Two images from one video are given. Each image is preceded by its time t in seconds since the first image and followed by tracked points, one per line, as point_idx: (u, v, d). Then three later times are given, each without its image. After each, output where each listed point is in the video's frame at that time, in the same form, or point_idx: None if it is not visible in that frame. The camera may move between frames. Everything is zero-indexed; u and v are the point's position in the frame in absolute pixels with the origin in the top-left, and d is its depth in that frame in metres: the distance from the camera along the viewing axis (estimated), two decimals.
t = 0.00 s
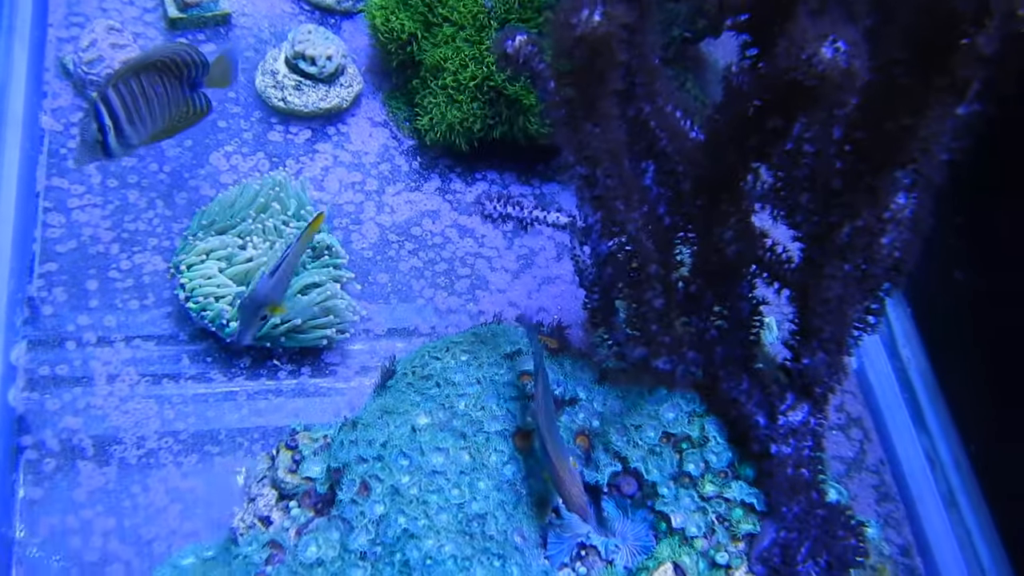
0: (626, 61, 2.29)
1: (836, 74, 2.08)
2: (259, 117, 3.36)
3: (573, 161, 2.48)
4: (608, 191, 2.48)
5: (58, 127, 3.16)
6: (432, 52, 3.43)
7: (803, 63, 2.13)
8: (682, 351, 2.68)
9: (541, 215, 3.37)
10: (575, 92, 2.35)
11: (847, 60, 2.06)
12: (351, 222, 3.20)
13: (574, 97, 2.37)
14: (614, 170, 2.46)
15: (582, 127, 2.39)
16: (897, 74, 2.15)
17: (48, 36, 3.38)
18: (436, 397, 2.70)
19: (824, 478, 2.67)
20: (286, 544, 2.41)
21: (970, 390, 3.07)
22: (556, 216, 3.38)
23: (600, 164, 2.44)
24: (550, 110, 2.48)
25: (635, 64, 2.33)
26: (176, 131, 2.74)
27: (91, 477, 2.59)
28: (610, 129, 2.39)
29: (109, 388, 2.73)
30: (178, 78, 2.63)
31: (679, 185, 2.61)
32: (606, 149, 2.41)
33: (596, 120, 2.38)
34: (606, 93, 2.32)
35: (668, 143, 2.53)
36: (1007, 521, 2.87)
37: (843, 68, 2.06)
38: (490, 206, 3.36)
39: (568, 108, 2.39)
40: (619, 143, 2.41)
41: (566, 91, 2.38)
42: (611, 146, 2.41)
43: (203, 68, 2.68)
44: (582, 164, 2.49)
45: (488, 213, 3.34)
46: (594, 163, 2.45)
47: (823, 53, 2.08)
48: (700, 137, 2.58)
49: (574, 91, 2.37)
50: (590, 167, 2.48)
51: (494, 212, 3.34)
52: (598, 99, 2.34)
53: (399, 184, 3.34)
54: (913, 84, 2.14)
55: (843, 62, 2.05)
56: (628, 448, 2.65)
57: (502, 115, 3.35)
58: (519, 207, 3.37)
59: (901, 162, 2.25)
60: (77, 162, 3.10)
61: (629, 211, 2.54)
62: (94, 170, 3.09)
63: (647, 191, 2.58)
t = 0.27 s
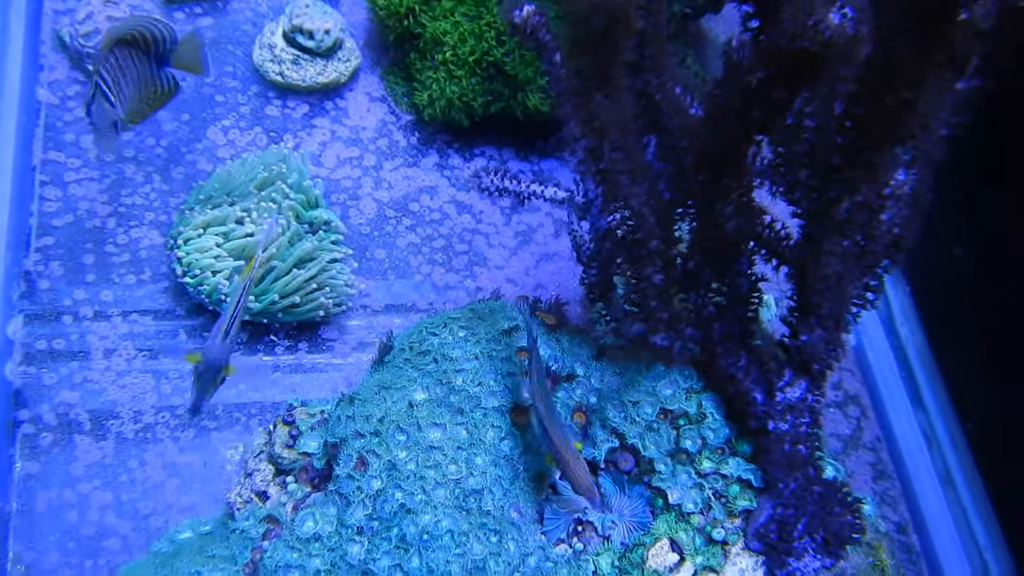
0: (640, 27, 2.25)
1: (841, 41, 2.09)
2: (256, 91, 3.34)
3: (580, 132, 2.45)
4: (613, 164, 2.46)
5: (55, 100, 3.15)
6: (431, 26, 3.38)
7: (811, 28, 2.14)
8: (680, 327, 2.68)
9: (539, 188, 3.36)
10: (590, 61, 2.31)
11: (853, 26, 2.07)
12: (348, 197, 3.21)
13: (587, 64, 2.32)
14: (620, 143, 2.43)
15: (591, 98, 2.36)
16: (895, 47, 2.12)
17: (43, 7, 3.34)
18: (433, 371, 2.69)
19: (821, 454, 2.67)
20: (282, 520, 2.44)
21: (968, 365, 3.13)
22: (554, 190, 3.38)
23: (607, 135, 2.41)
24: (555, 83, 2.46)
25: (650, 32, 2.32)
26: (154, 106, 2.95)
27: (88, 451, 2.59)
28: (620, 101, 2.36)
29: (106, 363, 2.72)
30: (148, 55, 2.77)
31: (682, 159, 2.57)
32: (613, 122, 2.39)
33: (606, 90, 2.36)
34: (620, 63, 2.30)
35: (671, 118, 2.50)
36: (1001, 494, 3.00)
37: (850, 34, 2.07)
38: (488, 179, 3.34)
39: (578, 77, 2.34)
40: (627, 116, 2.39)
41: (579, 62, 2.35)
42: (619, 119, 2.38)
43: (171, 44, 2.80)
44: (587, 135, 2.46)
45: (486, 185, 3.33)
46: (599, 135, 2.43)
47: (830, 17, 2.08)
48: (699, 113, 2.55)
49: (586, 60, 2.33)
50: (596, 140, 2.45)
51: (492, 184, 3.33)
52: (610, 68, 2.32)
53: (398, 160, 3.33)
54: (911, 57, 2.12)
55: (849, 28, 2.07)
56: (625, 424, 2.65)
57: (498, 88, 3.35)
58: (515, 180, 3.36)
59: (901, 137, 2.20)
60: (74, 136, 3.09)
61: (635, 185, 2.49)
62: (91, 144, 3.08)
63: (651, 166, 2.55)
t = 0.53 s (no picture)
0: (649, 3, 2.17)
1: (837, 20, 2.11)
2: (253, 77, 3.33)
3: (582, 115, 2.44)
4: (614, 149, 2.48)
5: (51, 85, 3.14)
6: (428, 13, 3.39)
7: (807, 9, 2.19)
8: (677, 313, 2.67)
9: (535, 173, 3.39)
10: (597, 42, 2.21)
11: (849, 8, 2.09)
12: (346, 182, 3.21)
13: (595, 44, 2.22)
14: (623, 126, 2.42)
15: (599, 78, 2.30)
16: (886, 33, 2.01)
17: None
18: (430, 357, 2.69)
19: (818, 441, 2.67)
20: (280, 505, 2.46)
21: (966, 356, 3.16)
22: (552, 175, 3.39)
23: (610, 118, 2.40)
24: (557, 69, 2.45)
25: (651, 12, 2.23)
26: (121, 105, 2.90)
27: (86, 436, 2.60)
28: (622, 83, 2.31)
29: (103, 348, 2.72)
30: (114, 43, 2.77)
31: (682, 144, 2.54)
32: (616, 104, 2.34)
33: (613, 72, 2.29)
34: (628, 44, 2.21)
35: (672, 102, 2.46)
36: (997, 482, 3.03)
37: (845, 14, 2.09)
38: (485, 163, 3.37)
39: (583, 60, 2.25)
40: (630, 99, 2.33)
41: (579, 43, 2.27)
42: (621, 101, 2.34)
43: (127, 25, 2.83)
44: (591, 118, 2.45)
45: (482, 171, 3.35)
46: (603, 116, 2.41)
47: None
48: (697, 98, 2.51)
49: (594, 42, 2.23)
50: (601, 122, 2.44)
51: (489, 169, 3.35)
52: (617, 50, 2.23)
53: (396, 146, 3.33)
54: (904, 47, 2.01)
55: (844, 9, 2.10)
56: (622, 410, 2.65)
57: (495, 75, 3.34)
58: (512, 166, 3.38)
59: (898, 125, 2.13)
60: (71, 121, 3.09)
61: (635, 170, 2.51)
62: (88, 129, 3.08)
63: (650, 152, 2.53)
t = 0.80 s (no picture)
0: None
1: None
2: (251, 61, 3.32)
3: (581, 95, 2.45)
4: (610, 132, 2.46)
5: (49, 69, 3.14)
6: None
7: None
8: (675, 297, 2.67)
9: (534, 158, 3.38)
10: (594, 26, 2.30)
11: None
12: (344, 166, 3.22)
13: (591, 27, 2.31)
14: (621, 107, 2.43)
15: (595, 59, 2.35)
16: (881, 21, 1.97)
17: None
18: (428, 341, 2.70)
19: (815, 425, 2.67)
20: (279, 488, 2.44)
21: (962, 345, 3.19)
22: (550, 160, 3.39)
23: (609, 99, 2.40)
24: (554, 52, 2.47)
25: None
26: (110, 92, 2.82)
27: (85, 419, 2.60)
28: (620, 65, 2.37)
29: (102, 332, 2.73)
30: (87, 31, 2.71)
31: (680, 127, 2.55)
32: (614, 84, 2.38)
33: (608, 53, 2.35)
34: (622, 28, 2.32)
35: (670, 85, 2.51)
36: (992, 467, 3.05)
37: None
38: (483, 147, 3.37)
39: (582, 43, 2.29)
40: (626, 81, 2.39)
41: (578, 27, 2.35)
42: (619, 81, 2.38)
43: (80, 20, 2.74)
44: (589, 99, 2.45)
45: (480, 155, 3.35)
46: (601, 99, 2.41)
47: None
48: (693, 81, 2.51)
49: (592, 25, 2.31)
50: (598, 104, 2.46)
51: (487, 154, 3.36)
52: (614, 33, 2.32)
53: (394, 130, 3.33)
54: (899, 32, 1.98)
55: None
56: (619, 394, 2.66)
57: (493, 60, 3.33)
58: (511, 150, 3.38)
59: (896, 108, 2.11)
60: (68, 105, 3.08)
61: (632, 154, 2.50)
62: (86, 113, 3.08)
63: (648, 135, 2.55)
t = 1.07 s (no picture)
0: None
1: None
2: (250, 41, 3.30)
3: (578, 77, 2.47)
4: (607, 114, 2.46)
5: (46, 49, 3.13)
6: None
7: None
8: (675, 280, 2.64)
9: (534, 140, 3.38)
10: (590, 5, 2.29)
11: None
12: (344, 148, 3.22)
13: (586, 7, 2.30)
14: (618, 89, 2.41)
15: (590, 41, 2.34)
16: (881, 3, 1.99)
17: None
18: (427, 323, 2.70)
19: (813, 407, 2.67)
20: (278, 469, 2.44)
21: (959, 330, 3.22)
22: (550, 143, 3.38)
23: (604, 81, 2.40)
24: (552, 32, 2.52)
25: None
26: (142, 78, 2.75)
27: (84, 400, 2.60)
28: (615, 45, 2.37)
29: (101, 313, 2.73)
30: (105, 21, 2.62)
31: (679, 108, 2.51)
32: (610, 66, 2.37)
33: (603, 35, 2.34)
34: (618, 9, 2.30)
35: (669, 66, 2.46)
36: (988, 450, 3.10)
37: None
38: (483, 130, 3.37)
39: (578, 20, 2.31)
40: (622, 62, 2.38)
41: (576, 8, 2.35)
42: (616, 63, 2.37)
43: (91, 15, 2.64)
44: (586, 81, 2.48)
45: (479, 137, 3.35)
46: (596, 81, 2.44)
47: None
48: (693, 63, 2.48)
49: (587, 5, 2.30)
50: (594, 87, 2.46)
51: (487, 136, 3.35)
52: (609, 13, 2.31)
53: (393, 112, 3.32)
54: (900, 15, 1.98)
55: None
56: (618, 375, 2.67)
57: (492, 41, 3.32)
58: (511, 132, 3.38)
59: (896, 91, 2.10)
60: (67, 86, 3.08)
61: (629, 137, 2.49)
62: (84, 93, 3.07)
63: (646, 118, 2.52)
